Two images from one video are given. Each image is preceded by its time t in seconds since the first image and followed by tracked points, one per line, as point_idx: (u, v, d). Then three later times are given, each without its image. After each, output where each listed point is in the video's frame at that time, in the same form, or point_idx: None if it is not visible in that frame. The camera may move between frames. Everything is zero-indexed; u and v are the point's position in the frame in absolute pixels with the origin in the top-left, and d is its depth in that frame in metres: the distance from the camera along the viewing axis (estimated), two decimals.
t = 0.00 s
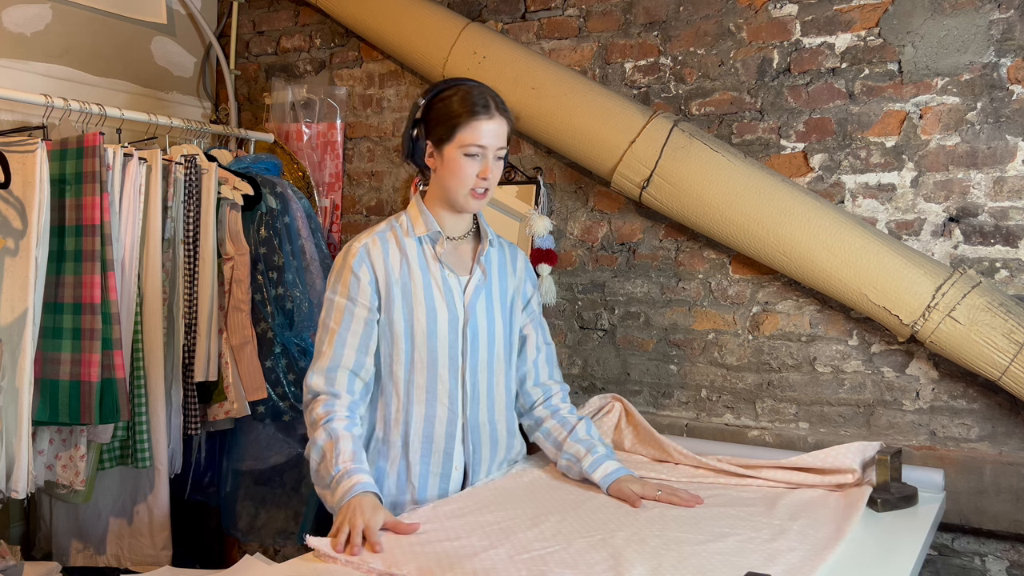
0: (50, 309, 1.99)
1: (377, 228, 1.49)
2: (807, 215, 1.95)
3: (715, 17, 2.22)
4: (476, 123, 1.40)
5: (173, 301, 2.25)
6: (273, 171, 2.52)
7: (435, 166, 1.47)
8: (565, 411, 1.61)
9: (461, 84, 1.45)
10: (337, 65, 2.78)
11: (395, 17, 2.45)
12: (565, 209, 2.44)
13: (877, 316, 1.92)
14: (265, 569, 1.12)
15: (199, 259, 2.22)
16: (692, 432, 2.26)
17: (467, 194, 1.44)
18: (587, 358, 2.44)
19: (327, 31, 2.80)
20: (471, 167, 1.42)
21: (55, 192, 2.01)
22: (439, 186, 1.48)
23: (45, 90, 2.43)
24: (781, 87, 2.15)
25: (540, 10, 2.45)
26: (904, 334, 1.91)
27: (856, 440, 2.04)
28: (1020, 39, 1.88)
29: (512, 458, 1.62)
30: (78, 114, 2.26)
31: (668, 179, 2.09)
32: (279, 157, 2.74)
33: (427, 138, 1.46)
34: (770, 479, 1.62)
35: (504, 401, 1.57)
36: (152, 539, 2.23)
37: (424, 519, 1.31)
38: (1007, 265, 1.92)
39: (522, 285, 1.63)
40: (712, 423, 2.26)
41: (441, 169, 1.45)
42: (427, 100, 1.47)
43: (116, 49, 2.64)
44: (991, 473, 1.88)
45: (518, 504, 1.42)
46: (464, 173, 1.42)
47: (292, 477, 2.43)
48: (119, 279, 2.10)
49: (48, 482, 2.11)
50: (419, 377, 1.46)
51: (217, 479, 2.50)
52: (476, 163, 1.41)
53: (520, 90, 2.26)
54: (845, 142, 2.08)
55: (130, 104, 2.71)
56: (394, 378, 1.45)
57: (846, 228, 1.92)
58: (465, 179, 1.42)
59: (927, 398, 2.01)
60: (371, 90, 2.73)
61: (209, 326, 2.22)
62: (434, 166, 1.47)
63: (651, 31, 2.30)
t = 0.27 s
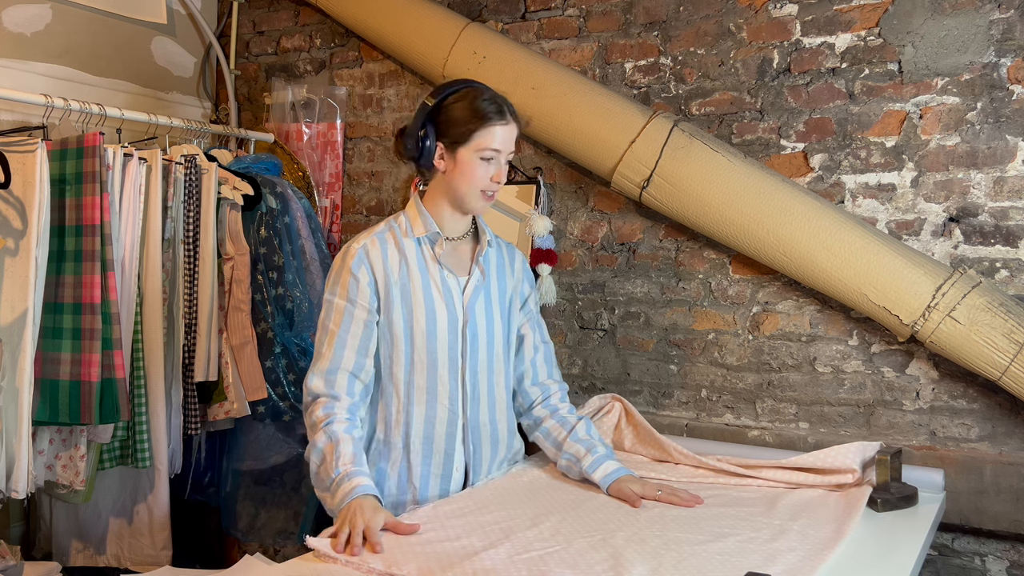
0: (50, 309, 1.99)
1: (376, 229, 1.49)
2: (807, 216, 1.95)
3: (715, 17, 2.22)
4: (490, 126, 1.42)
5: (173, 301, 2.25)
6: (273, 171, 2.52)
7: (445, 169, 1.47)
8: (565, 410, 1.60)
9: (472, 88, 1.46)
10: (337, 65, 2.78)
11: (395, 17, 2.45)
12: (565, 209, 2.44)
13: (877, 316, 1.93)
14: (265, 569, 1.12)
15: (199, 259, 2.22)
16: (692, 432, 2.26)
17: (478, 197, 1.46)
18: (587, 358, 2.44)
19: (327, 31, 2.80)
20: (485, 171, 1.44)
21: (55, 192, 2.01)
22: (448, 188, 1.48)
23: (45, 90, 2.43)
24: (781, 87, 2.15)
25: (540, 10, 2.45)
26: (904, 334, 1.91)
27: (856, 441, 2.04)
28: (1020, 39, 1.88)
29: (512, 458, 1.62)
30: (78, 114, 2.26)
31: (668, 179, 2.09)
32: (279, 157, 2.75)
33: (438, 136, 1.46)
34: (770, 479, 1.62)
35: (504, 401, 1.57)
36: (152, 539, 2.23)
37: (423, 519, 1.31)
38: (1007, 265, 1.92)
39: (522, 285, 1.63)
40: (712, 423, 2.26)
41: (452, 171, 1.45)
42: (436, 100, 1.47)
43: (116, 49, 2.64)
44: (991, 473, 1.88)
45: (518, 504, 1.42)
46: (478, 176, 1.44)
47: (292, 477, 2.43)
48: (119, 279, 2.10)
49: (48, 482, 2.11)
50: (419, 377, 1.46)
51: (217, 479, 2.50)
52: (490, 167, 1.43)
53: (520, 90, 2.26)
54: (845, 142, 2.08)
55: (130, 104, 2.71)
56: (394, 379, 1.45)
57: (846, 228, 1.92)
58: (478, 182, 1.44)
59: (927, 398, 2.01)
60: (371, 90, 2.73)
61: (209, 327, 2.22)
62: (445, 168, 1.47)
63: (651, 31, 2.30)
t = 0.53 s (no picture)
0: (50, 309, 1.99)
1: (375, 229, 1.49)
2: (807, 215, 1.95)
3: (715, 17, 2.22)
4: (453, 111, 1.43)
5: (173, 300, 2.25)
6: (273, 171, 2.52)
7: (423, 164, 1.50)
8: (565, 410, 1.61)
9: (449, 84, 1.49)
10: (337, 65, 2.78)
11: (395, 17, 2.45)
12: (565, 209, 2.44)
13: (877, 316, 1.92)
14: (265, 570, 1.12)
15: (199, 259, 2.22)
16: (692, 432, 2.26)
17: (446, 182, 1.44)
18: (587, 358, 2.44)
19: (327, 31, 2.80)
20: (448, 156, 1.43)
21: (55, 192, 2.01)
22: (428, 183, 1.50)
23: (45, 90, 2.43)
24: (781, 87, 2.14)
25: (540, 9, 2.45)
26: (904, 334, 1.91)
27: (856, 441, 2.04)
28: (1021, 39, 1.88)
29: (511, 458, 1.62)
30: (78, 114, 2.26)
31: (669, 179, 2.09)
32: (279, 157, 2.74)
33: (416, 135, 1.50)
34: (770, 479, 1.62)
35: (503, 400, 1.57)
36: (152, 539, 2.23)
37: (423, 518, 1.31)
38: (1007, 265, 1.92)
39: (522, 285, 1.63)
40: (712, 423, 2.26)
41: (424, 161, 1.47)
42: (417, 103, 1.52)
43: (116, 49, 2.63)
44: (991, 473, 1.88)
45: (518, 504, 1.42)
46: (441, 161, 1.43)
47: (292, 476, 2.43)
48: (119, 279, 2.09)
49: (48, 482, 2.11)
50: (418, 375, 1.46)
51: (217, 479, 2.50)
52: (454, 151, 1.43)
53: (520, 90, 2.26)
54: (845, 142, 2.08)
55: (130, 104, 2.71)
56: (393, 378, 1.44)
57: (845, 227, 1.92)
58: (441, 167, 1.43)
59: (927, 398, 2.01)
60: (371, 90, 2.73)
61: (209, 327, 2.22)
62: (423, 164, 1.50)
63: (651, 31, 2.30)
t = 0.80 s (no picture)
0: (50, 309, 1.99)
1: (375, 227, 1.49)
2: (806, 215, 1.95)
3: (715, 16, 2.22)
4: (440, 113, 1.42)
5: (173, 300, 2.25)
6: (273, 171, 2.52)
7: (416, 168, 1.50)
8: (564, 414, 1.61)
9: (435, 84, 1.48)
10: (337, 65, 2.78)
11: (395, 17, 2.45)
12: (565, 209, 2.44)
13: (877, 316, 1.92)
14: (265, 569, 1.12)
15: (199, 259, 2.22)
16: (692, 432, 2.26)
17: (439, 185, 1.44)
18: (587, 358, 2.44)
19: (327, 31, 2.80)
20: (437, 159, 1.43)
21: (55, 192, 2.01)
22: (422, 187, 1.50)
23: (45, 90, 2.44)
24: (781, 87, 2.14)
25: (540, 9, 2.45)
26: (904, 334, 1.91)
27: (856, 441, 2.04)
28: (1020, 39, 1.88)
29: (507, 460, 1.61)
30: (78, 114, 2.27)
31: (669, 179, 2.09)
32: (279, 157, 2.73)
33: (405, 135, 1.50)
34: (770, 479, 1.62)
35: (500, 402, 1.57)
36: (152, 539, 2.23)
37: (423, 519, 1.31)
38: (1007, 265, 1.92)
39: (523, 288, 1.62)
40: (712, 423, 2.26)
41: (416, 165, 1.47)
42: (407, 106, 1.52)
43: (116, 49, 2.64)
44: (991, 473, 1.88)
45: (517, 504, 1.42)
46: (432, 164, 1.43)
47: (292, 476, 2.43)
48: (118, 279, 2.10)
49: (48, 482, 2.11)
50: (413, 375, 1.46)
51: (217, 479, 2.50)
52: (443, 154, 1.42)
53: (520, 90, 2.26)
54: (845, 142, 2.08)
55: (131, 104, 2.71)
56: (389, 377, 1.45)
57: (844, 227, 1.92)
58: (432, 170, 1.43)
59: (927, 398, 2.01)
60: (371, 90, 2.73)
61: (209, 327, 2.22)
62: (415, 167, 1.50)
63: (651, 31, 2.30)
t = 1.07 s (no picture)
0: (50, 309, 1.99)
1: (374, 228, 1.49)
2: (806, 215, 1.95)
3: (715, 17, 2.22)
4: (435, 120, 1.41)
5: (173, 300, 2.25)
6: (273, 171, 2.52)
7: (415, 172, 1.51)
8: (564, 414, 1.61)
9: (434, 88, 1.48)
10: (337, 65, 2.78)
11: (395, 17, 2.45)
12: (565, 209, 2.44)
13: (877, 316, 1.92)
14: (264, 569, 1.12)
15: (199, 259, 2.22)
16: (692, 432, 2.26)
17: (432, 191, 1.44)
18: (587, 358, 2.44)
19: (327, 31, 2.80)
20: (431, 165, 1.43)
21: (55, 192, 2.01)
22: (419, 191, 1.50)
23: (45, 90, 2.44)
24: (781, 87, 2.14)
25: (540, 9, 2.45)
26: (904, 334, 1.91)
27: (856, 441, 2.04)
28: (1020, 39, 1.88)
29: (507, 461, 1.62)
30: (78, 114, 2.27)
31: (669, 179, 2.09)
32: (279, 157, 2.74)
33: (405, 139, 1.50)
34: (770, 479, 1.62)
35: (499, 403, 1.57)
36: (152, 539, 2.23)
37: (422, 519, 1.31)
38: (1007, 265, 1.92)
39: (520, 289, 1.63)
40: (712, 423, 2.26)
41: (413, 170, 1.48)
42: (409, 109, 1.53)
43: (116, 49, 2.64)
44: (991, 473, 1.89)
45: (517, 504, 1.42)
46: (426, 170, 1.43)
47: (292, 477, 2.43)
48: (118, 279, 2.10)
49: (48, 482, 2.11)
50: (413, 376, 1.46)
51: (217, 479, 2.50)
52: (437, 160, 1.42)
53: (520, 90, 2.26)
54: (845, 142, 2.08)
55: (131, 104, 2.71)
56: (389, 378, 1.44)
57: (844, 227, 1.92)
58: (426, 176, 1.43)
59: (927, 398, 2.01)
60: (371, 90, 2.73)
61: (209, 327, 2.22)
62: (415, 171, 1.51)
63: (651, 31, 2.30)
